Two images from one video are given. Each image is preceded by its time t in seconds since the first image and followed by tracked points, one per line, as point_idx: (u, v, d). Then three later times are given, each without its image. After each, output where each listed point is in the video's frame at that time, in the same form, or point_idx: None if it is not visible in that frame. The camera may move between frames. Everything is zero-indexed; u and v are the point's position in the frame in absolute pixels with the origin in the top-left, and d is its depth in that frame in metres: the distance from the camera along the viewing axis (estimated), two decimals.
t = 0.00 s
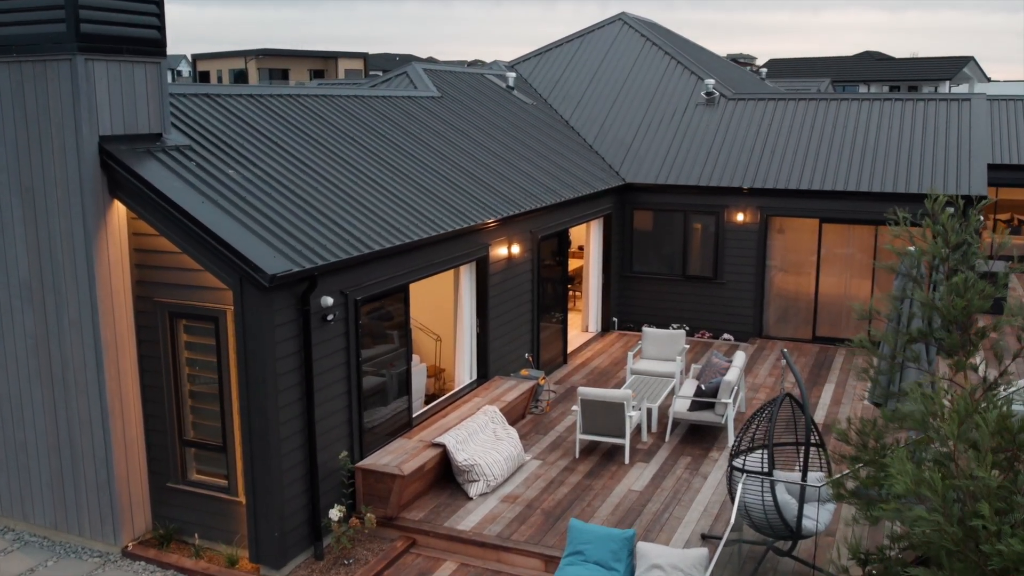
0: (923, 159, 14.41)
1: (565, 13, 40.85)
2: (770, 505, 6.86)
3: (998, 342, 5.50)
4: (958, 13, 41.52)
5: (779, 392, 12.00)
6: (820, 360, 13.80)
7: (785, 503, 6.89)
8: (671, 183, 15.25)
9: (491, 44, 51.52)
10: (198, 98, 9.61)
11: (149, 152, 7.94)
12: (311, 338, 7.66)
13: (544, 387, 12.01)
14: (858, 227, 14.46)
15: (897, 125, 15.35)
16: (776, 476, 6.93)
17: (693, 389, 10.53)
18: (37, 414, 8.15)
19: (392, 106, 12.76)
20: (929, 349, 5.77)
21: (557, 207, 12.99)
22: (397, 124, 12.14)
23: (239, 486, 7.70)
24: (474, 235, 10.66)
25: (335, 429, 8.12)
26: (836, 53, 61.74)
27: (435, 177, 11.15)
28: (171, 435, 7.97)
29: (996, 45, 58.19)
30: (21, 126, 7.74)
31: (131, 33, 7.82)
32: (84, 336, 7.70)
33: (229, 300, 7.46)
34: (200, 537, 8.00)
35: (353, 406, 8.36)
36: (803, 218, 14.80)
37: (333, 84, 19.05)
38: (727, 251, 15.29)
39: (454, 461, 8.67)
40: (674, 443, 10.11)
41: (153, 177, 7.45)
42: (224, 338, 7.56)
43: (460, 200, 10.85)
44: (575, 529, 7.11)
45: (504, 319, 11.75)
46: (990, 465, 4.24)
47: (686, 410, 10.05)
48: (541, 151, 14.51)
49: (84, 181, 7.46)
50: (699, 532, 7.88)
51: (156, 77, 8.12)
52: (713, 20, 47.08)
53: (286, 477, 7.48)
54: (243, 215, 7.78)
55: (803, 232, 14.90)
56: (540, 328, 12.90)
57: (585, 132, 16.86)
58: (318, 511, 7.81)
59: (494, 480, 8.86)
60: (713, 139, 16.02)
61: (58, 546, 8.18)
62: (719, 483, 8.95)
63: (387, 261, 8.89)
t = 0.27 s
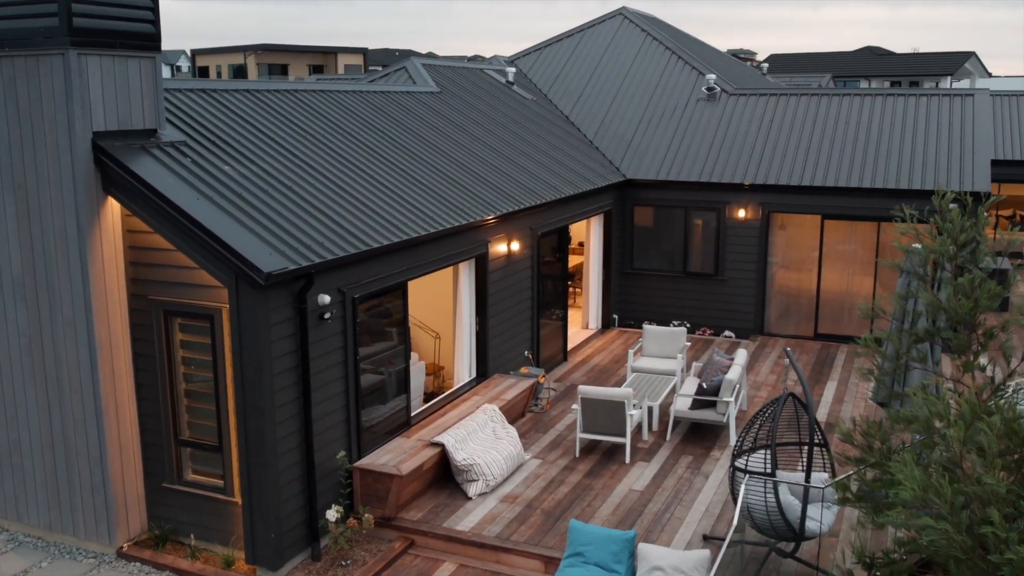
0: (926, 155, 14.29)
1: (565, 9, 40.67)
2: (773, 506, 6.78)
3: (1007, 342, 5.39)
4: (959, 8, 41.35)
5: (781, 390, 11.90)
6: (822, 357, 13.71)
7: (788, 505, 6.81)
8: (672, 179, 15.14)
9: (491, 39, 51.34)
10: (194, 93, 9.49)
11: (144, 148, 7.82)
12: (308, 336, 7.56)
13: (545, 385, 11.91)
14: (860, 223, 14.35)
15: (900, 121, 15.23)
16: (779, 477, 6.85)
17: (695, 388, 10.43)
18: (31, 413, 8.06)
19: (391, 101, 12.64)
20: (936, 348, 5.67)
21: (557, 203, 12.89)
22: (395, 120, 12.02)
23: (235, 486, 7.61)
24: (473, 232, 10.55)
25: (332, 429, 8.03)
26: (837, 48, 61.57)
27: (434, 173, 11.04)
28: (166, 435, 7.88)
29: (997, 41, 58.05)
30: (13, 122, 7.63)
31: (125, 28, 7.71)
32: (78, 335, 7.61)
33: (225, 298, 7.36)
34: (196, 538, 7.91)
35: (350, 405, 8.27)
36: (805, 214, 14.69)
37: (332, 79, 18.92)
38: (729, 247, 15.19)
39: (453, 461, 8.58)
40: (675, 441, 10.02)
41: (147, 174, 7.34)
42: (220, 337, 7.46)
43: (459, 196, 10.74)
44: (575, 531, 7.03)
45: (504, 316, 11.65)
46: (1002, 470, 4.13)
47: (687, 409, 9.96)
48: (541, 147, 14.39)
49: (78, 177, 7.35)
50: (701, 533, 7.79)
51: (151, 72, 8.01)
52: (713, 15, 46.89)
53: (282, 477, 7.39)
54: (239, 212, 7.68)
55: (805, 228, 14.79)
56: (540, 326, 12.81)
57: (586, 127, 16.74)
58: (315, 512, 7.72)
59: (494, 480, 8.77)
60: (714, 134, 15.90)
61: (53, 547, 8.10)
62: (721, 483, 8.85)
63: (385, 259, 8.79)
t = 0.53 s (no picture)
0: (930, 150, 14.18)
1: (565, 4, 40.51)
2: (775, 507, 6.70)
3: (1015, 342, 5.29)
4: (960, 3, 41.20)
5: (782, 388, 11.81)
6: (823, 354, 13.61)
7: (791, 506, 6.73)
8: (673, 175, 15.03)
9: (491, 34, 51.16)
10: (190, 88, 9.37)
11: (138, 144, 7.72)
12: (305, 335, 7.46)
13: (544, 383, 11.82)
14: (863, 220, 14.24)
15: (903, 116, 15.11)
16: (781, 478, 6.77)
17: (696, 386, 10.34)
18: (25, 412, 7.97)
19: (389, 96, 12.52)
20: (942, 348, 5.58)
21: (557, 200, 12.78)
22: (394, 115, 11.91)
23: (231, 487, 7.52)
24: (472, 229, 10.45)
25: (330, 428, 7.94)
26: (838, 44, 61.39)
27: (433, 169, 10.93)
28: (161, 434, 7.78)
29: (998, 36, 57.89)
30: (6, 118, 7.52)
31: (119, 22, 7.59)
32: (72, 333, 7.51)
33: (220, 297, 7.26)
34: (192, 539, 7.82)
35: (348, 404, 8.18)
36: (807, 211, 14.58)
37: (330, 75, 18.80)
38: (730, 244, 15.09)
39: (452, 460, 8.49)
40: (675, 440, 9.93)
41: (141, 171, 7.24)
42: (215, 335, 7.36)
43: (458, 192, 10.63)
44: (575, 532, 6.95)
45: (503, 314, 11.55)
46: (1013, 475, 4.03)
47: (688, 407, 9.86)
48: (540, 143, 14.28)
49: (71, 174, 7.25)
50: (702, 534, 7.70)
51: (145, 67, 7.90)
52: (714, 10, 46.71)
53: (279, 478, 7.30)
54: (234, 209, 7.57)
55: (807, 225, 14.68)
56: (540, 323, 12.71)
57: (586, 123, 16.62)
58: (312, 512, 7.63)
59: (493, 479, 8.68)
60: (716, 130, 15.78)
61: (47, 547, 8.01)
62: (723, 483, 8.76)
63: (383, 256, 8.68)
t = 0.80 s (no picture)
0: (933, 146, 14.06)
1: None
2: (778, 508, 6.61)
3: None
4: None
5: (784, 385, 11.72)
6: (825, 351, 13.52)
7: (794, 506, 6.64)
8: (673, 171, 14.93)
9: (491, 29, 51.01)
10: (186, 83, 9.25)
11: (133, 140, 7.61)
12: (301, 333, 7.37)
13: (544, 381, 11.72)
14: (865, 216, 14.13)
15: (905, 111, 14.98)
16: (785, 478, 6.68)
17: (697, 384, 10.24)
18: (18, 411, 7.88)
19: (388, 91, 12.40)
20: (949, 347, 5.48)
21: (557, 195, 12.67)
22: (392, 110, 11.79)
23: (227, 487, 7.43)
24: (471, 225, 10.34)
25: (327, 427, 7.85)
26: (838, 39, 61.23)
27: (432, 164, 10.82)
28: (156, 434, 7.69)
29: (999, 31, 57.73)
30: None
31: (113, 16, 7.47)
32: (66, 332, 7.42)
33: (215, 294, 7.16)
34: (188, 539, 7.74)
35: (346, 403, 8.09)
36: (809, 207, 14.47)
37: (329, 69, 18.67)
38: (731, 240, 14.99)
39: (451, 460, 8.40)
40: (676, 439, 9.84)
41: (136, 167, 7.13)
42: (211, 334, 7.26)
43: (457, 188, 10.53)
44: (575, 532, 6.86)
45: (503, 311, 11.46)
46: None
47: (689, 406, 9.77)
48: (540, 138, 14.16)
49: (64, 170, 7.15)
50: (704, 535, 7.61)
51: (140, 62, 7.78)
52: (715, 5, 46.54)
53: (275, 478, 7.21)
54: (230, 206, 7.47)
55: (809, 221, 14.58)
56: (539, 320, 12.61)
57: (586, 118, 16.50)
58: (309, 513, 7.54)
59: (492, 479, 8.59)
60: (717, 125, 15.67)
61: (41, 547, 7.93)
62: (724, 482, 8.67)
63: (381, 253, 8.58)
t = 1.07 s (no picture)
0: (936, 141, 13.94)
1: None
2: (781, 509, 6.52)
3: None
4: None
5: (785, 384, 11.63)
6: (827, 349, 13.42)
7: (797, 507, 6.56)
8: (674, 167, 14.82)
9: (492, 24, 50.83)
10: (181, 78, 9.15)
11: (126, 136, 7.51)
12: (297, 332, 7.28)
13: (544, 379, 11.63)
14: (867, 212, 14.03)
15: (908, 106, 14.86)
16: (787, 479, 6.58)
17: (698, 382, 10.16)
18: (12, 410, 7.79)
19: (386, 87, 12.29)
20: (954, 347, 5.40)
21: (557, 192, 12.56)
22: (390, 106, 11.68)
23: (222, 487, 7.34)
24: (470, 222, 10.23)
25: (323, 427, 7.76)
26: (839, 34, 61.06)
27: (430, 160, 10.71)
28: (151, 434, 7.60)
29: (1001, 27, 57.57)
30: None
31: (106, 10, 7.35)
32: (60, 331, 7.33)
33: (210, 293, 7.06)
34: (183, 540, 7.65)
35: (343, 403, 8.00)
36: (811, 203, 14.37)
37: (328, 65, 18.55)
38: (732, 236, 14.89)
39: (449, 459, 8.31)
40: (678, 438, 9.76)
41: (130, 164, 7.03)
42: (205, 332, 7.16)
43: (456, 185, 10.42)
44: (575, 534, 6.77)
45: (502, 308, 11.36)
46: None
47: (690, 405, 9.68)
48: (540, 134, 14.05)
49: (57, 167, 7.05)
50: (706, 536, 7.52)
51: (133, 57, 7.67)
52: None
53: (270, 479, 7.12)
54: (225, 203, 7.37)
55: (810, 217, 14.47)
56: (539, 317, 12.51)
57: (586, 114, 16.38)
58: (306, 513, 7.46)
59: (491, 479, 8.50)
60: (718, 121, 15.55)
61: (35, 548, 7.84)
62: (725, 482, 8.58)
63: (379, 251, 8.48)
